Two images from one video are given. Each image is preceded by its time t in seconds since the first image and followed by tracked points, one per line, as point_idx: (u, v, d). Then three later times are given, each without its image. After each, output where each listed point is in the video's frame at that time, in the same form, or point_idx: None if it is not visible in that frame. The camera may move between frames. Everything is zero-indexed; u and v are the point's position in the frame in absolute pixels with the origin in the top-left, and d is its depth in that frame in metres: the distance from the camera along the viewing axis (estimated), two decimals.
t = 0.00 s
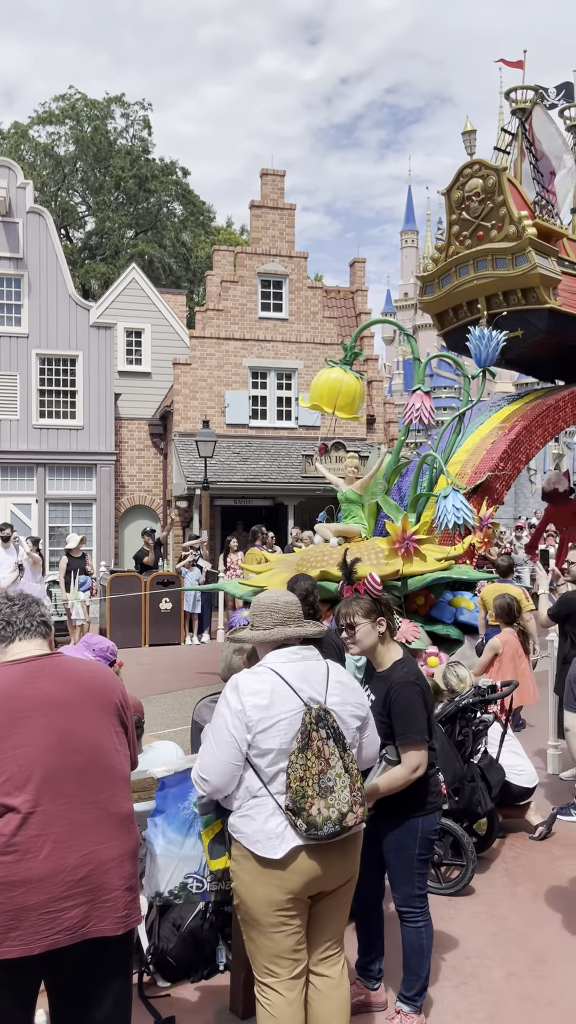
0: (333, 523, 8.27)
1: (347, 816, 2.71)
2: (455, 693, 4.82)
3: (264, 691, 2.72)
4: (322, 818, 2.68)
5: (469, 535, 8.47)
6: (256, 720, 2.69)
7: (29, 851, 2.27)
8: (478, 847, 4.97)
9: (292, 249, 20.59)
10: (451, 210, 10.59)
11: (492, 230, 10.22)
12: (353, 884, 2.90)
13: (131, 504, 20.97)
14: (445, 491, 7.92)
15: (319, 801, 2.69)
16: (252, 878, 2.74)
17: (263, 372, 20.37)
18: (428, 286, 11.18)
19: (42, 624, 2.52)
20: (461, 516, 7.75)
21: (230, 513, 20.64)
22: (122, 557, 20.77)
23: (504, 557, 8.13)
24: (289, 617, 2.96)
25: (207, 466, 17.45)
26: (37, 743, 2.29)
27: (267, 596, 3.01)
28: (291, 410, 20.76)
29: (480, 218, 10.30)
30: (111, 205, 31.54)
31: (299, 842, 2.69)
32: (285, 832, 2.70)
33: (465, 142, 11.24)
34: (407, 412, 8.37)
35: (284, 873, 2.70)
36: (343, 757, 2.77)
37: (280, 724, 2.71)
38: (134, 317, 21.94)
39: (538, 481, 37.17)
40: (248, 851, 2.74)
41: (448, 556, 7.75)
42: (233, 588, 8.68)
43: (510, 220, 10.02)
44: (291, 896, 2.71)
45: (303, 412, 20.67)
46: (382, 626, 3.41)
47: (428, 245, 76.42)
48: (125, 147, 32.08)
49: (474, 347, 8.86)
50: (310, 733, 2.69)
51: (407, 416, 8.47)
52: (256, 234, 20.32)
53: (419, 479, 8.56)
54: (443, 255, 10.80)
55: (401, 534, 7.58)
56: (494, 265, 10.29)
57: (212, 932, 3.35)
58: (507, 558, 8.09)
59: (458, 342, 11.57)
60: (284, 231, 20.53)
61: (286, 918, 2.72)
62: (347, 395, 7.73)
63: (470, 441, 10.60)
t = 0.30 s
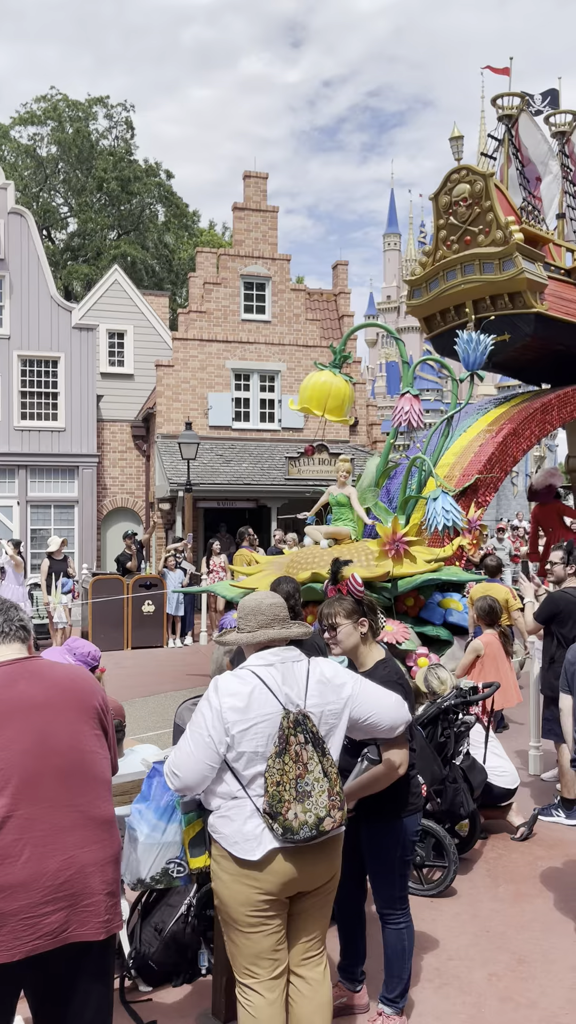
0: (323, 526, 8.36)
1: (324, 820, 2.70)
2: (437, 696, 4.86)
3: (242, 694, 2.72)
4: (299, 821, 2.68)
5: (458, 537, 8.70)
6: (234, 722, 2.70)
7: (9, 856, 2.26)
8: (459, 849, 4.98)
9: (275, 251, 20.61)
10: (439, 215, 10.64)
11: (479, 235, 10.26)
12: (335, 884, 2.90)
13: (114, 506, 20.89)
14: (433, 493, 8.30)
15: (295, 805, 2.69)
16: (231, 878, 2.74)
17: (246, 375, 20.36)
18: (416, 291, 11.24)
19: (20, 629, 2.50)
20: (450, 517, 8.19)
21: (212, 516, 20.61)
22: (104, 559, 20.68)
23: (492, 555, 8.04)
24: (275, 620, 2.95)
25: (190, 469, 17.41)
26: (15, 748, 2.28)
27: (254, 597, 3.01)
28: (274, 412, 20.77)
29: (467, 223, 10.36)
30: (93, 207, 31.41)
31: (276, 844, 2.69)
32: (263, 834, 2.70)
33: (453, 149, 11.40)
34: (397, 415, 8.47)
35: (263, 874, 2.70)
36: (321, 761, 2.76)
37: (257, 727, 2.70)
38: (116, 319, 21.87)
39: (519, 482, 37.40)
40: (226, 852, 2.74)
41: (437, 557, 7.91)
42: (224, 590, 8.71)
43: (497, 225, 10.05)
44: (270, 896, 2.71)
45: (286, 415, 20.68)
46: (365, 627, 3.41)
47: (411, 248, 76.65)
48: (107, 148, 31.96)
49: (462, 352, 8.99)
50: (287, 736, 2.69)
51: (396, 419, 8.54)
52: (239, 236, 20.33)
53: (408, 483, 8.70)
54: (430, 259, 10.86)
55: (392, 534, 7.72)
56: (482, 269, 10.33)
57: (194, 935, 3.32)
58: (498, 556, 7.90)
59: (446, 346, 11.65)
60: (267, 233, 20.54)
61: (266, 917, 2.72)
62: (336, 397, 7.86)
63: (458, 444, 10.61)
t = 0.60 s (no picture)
0: (316, 526, 8.39)
1: (293, 824, 2.68)
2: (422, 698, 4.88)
3: (219, 694, 2.74)
4: (265, 825, 2.67)
5: (451, 537, 8.76)
6: (208, 722, 2.72)
7: None
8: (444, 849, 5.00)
9: (261, 252, 20.61)
10: (430, 218, 10.69)
11: (470, 238, 10.33)
12: (317, 885, 2.91)
13: (99, 506, 20.83)
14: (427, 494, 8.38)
15: (263, 809, 2.68)
16: (208, 876, 2.77)
17: (232, 376, 20.36)
18: (407, 292, 11.30)
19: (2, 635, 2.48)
20: (443, 518, 8.24)
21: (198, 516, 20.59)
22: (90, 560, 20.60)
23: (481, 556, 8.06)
24: (265, 622, 2.94)
25: (176, 470, 17.38)
26: None
27: (248, 596, 3.00)
28: (260, 413, 20.76)
29: (459, 226, 10.40)
30: (78, 207, 31.29)
31: (245, 844, 2.70)
32: (233, 835, 2.72)
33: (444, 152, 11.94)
34: (389, 416, 8.65)
35: (238, 874, 2.72)
36: (295, 765, 2.74)
37: (230, 728, 2.72)
38: (101, 319, 21.82)
39: (503, 483, 37.60)
40: (200, 851, 2.78)
41: (430, 557, 7.98)
42: (217, 589, 8.71)
43: (487, 229, 10.12)
44: (247, 895, 2.72)
45: (272, 416, 20.68)
46: (346, 626, 3.41)
47: (397, 250, 76.82)
48: (93, 149, 31.86)
49: (453, 354, 9.19)
50: (257, 739, 2.70)
51: (389, 420, 8.74)
52: (225, 237, 20.33)
53: (400, 483, 8.77)
54: (421, 262, 10.91)
55: (385, 535, 7.76)
56: (473, 272, 10.44)
57: (179, 937, 3.31)
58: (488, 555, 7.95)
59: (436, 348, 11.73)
60: (253, 234, 20.55)
61: (243, 916, 2.75)
62: (328, 399, 7.94)
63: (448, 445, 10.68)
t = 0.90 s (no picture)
0: (312, 527, 8.45)
1: (278, 824, 2.67)
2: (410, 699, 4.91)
3: (203, 694, 2.76)
4: (251, 826, 2.66)
5: (447, 537, 8.77)
6: (191, 722, 2.74)
7: None
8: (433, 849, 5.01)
9: (251, 253, 20.61)
10: (425, 221, 10.77)
11: (465, 241, 10.40)
12: (303, 886, 2.90)
13: (89, 507, 20.78)
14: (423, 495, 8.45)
15: (248, 810, 2.67)
16: (191, 874, 2.78)
17: (222, 376, 20.35)
18: (402, 295, 11.39)
19: None
20: (439, 518, 8.34)
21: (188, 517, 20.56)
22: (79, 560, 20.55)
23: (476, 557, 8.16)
24: (256, 623, 2.95)
25: (166, 470, 17.36)
26: None
27: (239, 596, 3.01)
28: (250, 413, 20.75)
29: (453, 229, 10.46)
30: (68, 207, 31.20)
31: (228, 844, 2.71)
32: (216, 835, 2.72)
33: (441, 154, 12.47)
34: (386, 417, 8.74)
35: (220, 873, 2.72)
36: (279, 766, 2.73)
37: (213, 727, 2.73)
38: (91, 318, 21.78)
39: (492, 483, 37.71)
40: (185, 850, 2.80)
41: (426, 557, 8.07)
42: (213, 589, 8.74)
43: (482, 232, 10.22)
44: (231, 893, 2.73)
45: (262, 416, 20.68)
46: (331, 626, 3.42)
47: (387, 251, 76.98)
48: (82, 148, 31.76)
49: (449, 356, 9.17)
50: (237, 740, 2.70)
51: (385, 421, 8.86)
52: (215, 237, 20.32)
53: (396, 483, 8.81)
54: (417, 264, 11.00)
55: (382, 535, 7.85)
56: (468, 275, 10.50)
57: (167, 938, 3.30)
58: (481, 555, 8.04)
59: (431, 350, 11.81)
60: (242, 234, 20.55)
61: (226, 914, 2.76)
62: (324, 401, 7.96)
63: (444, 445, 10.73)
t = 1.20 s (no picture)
0: (311, 526, 8.54)
1: (261, 827, 2.71)
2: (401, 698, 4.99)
3: (187, 694, 2.80)
4: (234, 828, 2.70)
5: (444, 537, 8.96)
6: (175, 722, 2.79)
7: None
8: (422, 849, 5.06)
9: (244, 253, 20.64)
10: (422, 224, 10.86)
11: (462, 244, 10.55)
12: (291, 886, 2.93)
13: (80, 507, 20.74)
14: (421, 495, 8.54)
15: (231, 813, 2.71)
16: (178, 874, 2.83)
17: (213, 376, 20.37)
18: (399, 297, 11.45)
19: None
20: (437, 518, 8.37)
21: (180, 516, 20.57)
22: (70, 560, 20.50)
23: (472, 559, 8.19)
24: (248, 622, 2.97)
25: (158, 469, 17.34)
26: None
27: (232, 595, 3.03)
28: (241, 413, 20.78)
29: (450, 231, 10.62)
30: (59, 206, 31.11)
31: (213, 844, 2.77)
32: (201, 835, 2.78)
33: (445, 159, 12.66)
34: (383, 418, 8.86)
35: (207, 873, 2.77)
36: (263, 768, 2.77)
37: (197, 727, 2.79)
38: (82, 318, 21.77)
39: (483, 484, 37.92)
40: (172, 849, 2.85)
41: (424, 557, 8.18)
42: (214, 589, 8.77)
43: (479, 234, 10.36)
44: (218, 893, 2.78)
45: (254, 416, 20.69)
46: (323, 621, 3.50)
47: (378, 251, 77.14)
48: (75, 147, 31.67)
49: (446, 358, 9.29)
50: (221, 741, 2.75)
51: (382, 422, 9.01)
52: (207, 237, 20.33)
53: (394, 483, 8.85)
54: (413, 266, 11.05)
55: (381, 535, 7.93)
56: (464, 278, 10.62)
57: (157, 939, 3.41)
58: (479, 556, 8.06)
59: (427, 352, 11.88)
60: (235, 234, 20.56)
61: (214, 913, 2.80)
62: (322, 402, 8.06)
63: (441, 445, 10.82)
